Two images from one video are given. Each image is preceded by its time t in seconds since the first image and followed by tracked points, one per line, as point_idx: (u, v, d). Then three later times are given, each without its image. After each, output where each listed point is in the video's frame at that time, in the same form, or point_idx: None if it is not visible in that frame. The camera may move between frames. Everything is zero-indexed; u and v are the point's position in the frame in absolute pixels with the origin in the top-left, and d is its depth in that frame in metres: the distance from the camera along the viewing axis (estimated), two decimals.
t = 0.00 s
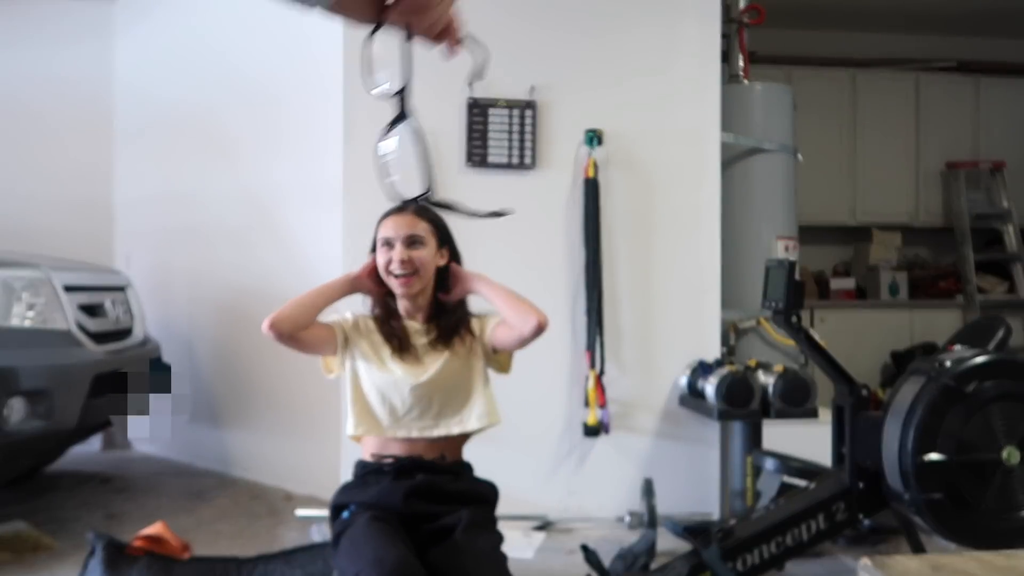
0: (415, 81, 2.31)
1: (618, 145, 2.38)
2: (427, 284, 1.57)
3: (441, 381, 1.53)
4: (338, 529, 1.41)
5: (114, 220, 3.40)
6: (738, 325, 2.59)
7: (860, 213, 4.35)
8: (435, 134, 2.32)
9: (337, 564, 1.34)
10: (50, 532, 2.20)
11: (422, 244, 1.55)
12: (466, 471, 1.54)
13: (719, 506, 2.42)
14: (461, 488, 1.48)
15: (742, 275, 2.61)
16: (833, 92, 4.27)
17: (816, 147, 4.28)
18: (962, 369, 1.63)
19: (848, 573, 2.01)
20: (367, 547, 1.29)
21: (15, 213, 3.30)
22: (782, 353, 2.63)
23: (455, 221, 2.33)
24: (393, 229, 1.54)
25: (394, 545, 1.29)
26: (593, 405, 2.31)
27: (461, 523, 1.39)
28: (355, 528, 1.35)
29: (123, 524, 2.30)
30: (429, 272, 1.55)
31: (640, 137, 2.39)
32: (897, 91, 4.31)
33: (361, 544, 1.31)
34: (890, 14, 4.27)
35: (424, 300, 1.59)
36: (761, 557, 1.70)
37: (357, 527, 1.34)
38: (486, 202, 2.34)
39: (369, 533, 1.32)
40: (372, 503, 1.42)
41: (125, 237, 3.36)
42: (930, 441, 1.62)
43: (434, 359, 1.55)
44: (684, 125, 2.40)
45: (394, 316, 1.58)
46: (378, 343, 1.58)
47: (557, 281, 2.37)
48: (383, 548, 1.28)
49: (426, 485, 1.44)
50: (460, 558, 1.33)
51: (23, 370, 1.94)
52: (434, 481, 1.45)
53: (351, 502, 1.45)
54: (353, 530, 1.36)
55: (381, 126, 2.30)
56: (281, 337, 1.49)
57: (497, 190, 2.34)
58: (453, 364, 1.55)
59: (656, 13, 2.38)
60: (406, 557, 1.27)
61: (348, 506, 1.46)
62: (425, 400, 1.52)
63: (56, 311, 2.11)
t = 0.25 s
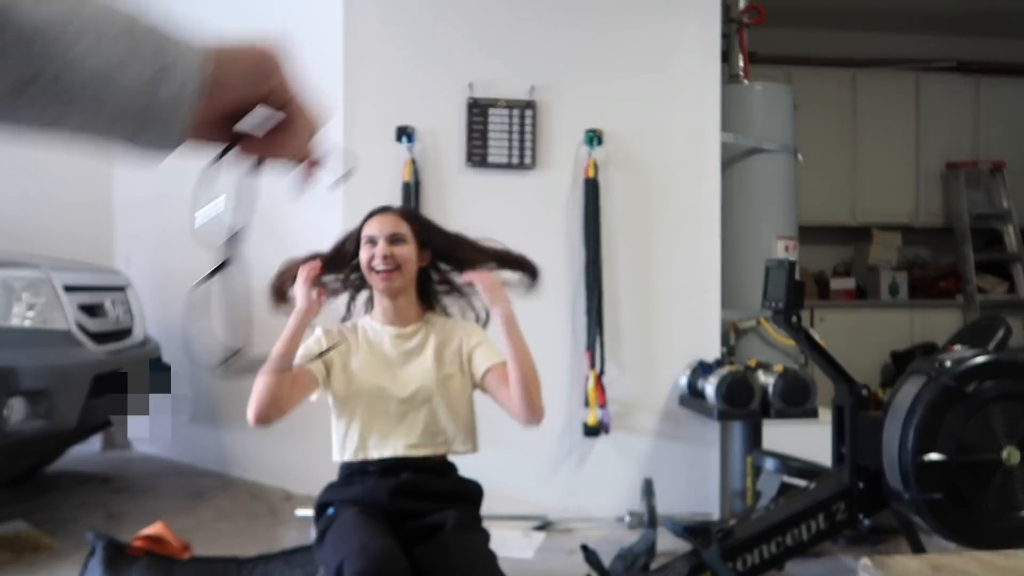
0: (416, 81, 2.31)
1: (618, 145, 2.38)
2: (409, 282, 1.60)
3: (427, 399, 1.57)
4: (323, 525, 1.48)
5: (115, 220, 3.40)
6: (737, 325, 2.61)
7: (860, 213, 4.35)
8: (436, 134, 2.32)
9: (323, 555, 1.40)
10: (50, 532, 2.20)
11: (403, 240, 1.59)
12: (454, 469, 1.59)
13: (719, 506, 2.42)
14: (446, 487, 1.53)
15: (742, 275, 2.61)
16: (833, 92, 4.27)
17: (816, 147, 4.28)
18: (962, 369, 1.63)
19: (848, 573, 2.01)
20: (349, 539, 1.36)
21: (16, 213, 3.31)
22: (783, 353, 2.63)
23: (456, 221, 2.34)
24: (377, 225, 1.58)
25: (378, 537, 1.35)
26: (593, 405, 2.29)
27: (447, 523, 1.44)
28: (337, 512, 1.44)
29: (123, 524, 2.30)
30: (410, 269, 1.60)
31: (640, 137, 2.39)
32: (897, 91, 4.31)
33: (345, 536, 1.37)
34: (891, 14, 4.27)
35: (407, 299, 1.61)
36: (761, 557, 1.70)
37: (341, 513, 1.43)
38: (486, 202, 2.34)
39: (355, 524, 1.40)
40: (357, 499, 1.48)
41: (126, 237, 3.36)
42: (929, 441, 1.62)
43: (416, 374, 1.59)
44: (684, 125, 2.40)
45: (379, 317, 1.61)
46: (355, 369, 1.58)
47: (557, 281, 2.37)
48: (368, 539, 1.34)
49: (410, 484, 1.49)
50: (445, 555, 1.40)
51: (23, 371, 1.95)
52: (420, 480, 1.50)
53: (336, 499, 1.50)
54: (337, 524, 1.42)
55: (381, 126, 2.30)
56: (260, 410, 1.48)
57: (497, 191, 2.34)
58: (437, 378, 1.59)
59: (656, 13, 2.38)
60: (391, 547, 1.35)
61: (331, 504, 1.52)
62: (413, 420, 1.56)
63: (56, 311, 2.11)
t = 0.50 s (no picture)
0: (415, 81, 2.31)
1: (618, 145, 2.38)
2: (394, 283, 1.44)
3: (419, 428, 1.41)
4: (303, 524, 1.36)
5: (115, 221, 3.40)
6: (738, 325, 2.58)
7: (860, 213, 4.35)
8: (436, 134, 2.32)
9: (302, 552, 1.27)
10: (50, 532, 2.20)
11: (390, 241, 1.48)
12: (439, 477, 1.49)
13: (719, 506, 2.42)
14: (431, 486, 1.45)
15: (742, 275, 2.61)
16: (833, 91, 4.27)
17: (816, 147, 4.28)
18: (962, 369, 1.63)
19: (848, 573, 2.02)
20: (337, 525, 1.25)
21: (16, 213, 3.31)
22: (783, 354, 2.63)
23: (456, 221, 2.34)
24: (365, 230, 1.49)
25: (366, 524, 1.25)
26: (593, 405, 2.30)
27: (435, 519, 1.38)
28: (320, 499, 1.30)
29: (123, 525, 2.30)
30: (396, 269, 1.45)
31: (640, 137, 2.39)
32: (897, 91, 4.31)
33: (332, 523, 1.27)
34: (891, 14, 4.27)
35: (393, 306, 1.45)
36: (761, 557, 1.70)
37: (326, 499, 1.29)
38: (486, 202, 2.34)
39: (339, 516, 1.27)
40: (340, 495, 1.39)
41: (125, 237, 3.36)
42: (929, 441, 1.63)
43: (406, 397, 1.41)
44: (683, 125, 2.40)
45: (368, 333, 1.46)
46: (343, 392, 1.39)
47: (557, 281, 2.37)
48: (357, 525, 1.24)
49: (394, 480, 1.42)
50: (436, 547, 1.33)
51: (23, 371, 1.93)
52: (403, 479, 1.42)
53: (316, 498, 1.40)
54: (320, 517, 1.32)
55: (380, 126, 2.30)
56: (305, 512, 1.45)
57: (497, 191, 2.34)
58: (430, 401, 1.43)
59: (655, 13, 2.38)
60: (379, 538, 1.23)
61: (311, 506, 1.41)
62: (404, 453, 1.39)
63: (57, 311, 2.11)
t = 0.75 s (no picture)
0: (415, 81, 2.31)
1: (618, 144, 2.38)
2: (378, 291, 1.43)
3: (402, 440, 1.42)
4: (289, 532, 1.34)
5: (115, 221, 3.40)
6: (738, 325, 2.58)
7: (860, 213, 4.35)
8: (436, 134, 2.32)
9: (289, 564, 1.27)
10: (51, 532, 2.20)
11: (376, 247, 1.47)
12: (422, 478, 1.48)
13: (719, 506, 2.42)
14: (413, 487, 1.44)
15: (742, 275, 2.61)
16: (833, 92, 4.27)
17: (816, 147, 4.28)
18: (962, 369, 1.63)
19: (848, 573, 2.02)
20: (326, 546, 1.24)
21: (16, 212, 3.31)
22: (783, 354, 2.63)
23: (456, 220, 2.34)
24: (353, 234, 1.49)
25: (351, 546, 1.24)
26: (593, 405, 2.30)
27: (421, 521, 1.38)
28: (319, 510, 1.30)
29: (123, 525, 2.30)
30: (380, 276, 1.43)
31: (640, 137, 2.39)
32: (897, 91, 4.31)
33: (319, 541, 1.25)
34: (891, 14, 4.27)
35: (377, 313, 1.45)
36: (761, 557, 1.70)
37: (326, 510, 1.30)
38: (486, 202, 2.34)
39: (336, 528, 1.27)
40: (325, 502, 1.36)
41: (125, 237, 3.36)
42: (929, 441, 1.63)
43: (391, 409, 1.43)
44: (683, 125, 2.40)
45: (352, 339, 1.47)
46: (327, 401, 1.40)
47: (557, 281, 2.37)
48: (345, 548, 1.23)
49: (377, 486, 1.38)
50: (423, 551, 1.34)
51: (23, 371, 1.92)
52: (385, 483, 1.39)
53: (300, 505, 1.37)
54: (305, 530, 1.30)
55: (381, 126, 2.30)
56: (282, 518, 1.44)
57: (496, 190, 2.34)
58: (413, 410, 1.44)
59: (655, 13, 2.38)
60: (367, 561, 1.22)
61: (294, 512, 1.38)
62: (386, 463, 1.41)
63: (57, 311, 2.11)
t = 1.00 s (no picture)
0: (415, 81, 2.31)
1: (618, 144, 2.38)
2: (362, 295, 1.41)
3: (387, 444, 1.42)
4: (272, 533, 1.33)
5: (114, 221, 3.40)
6: (738, 325, 2.58)
7: (860, 213, 4.35)
8: (436, 134, 2.32)
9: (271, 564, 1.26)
10: (50, 532, 2.20)
11: (361, 250, 1.44)
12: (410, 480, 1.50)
13: (719, 506, 2.42)
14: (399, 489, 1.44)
15: (742, 275, 2.61)
16: (833, 92, 4.27)
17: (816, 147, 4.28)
18: (962, 369, 1.63)
19: (848, 573, 2.02)
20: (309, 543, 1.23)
21: (15, 213, 3.31)
22: (783, 354, 2.63)
23: (456, 220, 2.34)
24: (337, 234, 1.46)
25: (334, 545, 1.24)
26: (593, 405, 2.30)
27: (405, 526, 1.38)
28: (305, 515, 1.31)
29: (123, 525, 2.30)
30: (364, 280, 1.41)
31: (640, 137, 2.39)
32: (897, 91, 4.31)
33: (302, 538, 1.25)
34: (891, 14, 4.27)
35: (361, 316, 1.44)
36: (761, 557, 1.70)
37: (312, 515, 1.30)
38: (486, 202, 2.34)
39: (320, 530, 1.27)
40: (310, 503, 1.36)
41: (125, 237, 3.36)
42: (929, 441, 1.63)
43: (376, 413, 1.44)
44: (684, 125, 2.40)
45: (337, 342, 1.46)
46: (310, 406, 1.40)
47: (557, 281, 2.37)
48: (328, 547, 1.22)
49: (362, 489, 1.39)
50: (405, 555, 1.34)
51: (23, 371, 1.92)
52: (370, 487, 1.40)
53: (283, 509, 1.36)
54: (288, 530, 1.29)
55: (381, 126, 2.30)
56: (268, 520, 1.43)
57: (497, 190, 2.34)
58: (397, 416, 1.43)
59: (655, 13, 2.38)
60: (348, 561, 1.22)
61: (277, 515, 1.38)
62: (371, 467, 1.41)
63: (57, 311, 2.11)
